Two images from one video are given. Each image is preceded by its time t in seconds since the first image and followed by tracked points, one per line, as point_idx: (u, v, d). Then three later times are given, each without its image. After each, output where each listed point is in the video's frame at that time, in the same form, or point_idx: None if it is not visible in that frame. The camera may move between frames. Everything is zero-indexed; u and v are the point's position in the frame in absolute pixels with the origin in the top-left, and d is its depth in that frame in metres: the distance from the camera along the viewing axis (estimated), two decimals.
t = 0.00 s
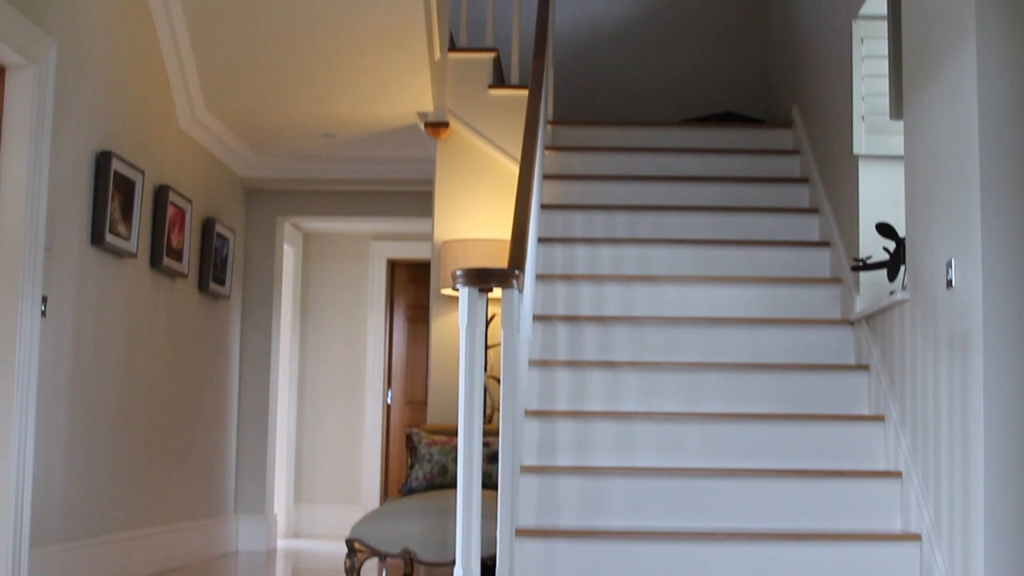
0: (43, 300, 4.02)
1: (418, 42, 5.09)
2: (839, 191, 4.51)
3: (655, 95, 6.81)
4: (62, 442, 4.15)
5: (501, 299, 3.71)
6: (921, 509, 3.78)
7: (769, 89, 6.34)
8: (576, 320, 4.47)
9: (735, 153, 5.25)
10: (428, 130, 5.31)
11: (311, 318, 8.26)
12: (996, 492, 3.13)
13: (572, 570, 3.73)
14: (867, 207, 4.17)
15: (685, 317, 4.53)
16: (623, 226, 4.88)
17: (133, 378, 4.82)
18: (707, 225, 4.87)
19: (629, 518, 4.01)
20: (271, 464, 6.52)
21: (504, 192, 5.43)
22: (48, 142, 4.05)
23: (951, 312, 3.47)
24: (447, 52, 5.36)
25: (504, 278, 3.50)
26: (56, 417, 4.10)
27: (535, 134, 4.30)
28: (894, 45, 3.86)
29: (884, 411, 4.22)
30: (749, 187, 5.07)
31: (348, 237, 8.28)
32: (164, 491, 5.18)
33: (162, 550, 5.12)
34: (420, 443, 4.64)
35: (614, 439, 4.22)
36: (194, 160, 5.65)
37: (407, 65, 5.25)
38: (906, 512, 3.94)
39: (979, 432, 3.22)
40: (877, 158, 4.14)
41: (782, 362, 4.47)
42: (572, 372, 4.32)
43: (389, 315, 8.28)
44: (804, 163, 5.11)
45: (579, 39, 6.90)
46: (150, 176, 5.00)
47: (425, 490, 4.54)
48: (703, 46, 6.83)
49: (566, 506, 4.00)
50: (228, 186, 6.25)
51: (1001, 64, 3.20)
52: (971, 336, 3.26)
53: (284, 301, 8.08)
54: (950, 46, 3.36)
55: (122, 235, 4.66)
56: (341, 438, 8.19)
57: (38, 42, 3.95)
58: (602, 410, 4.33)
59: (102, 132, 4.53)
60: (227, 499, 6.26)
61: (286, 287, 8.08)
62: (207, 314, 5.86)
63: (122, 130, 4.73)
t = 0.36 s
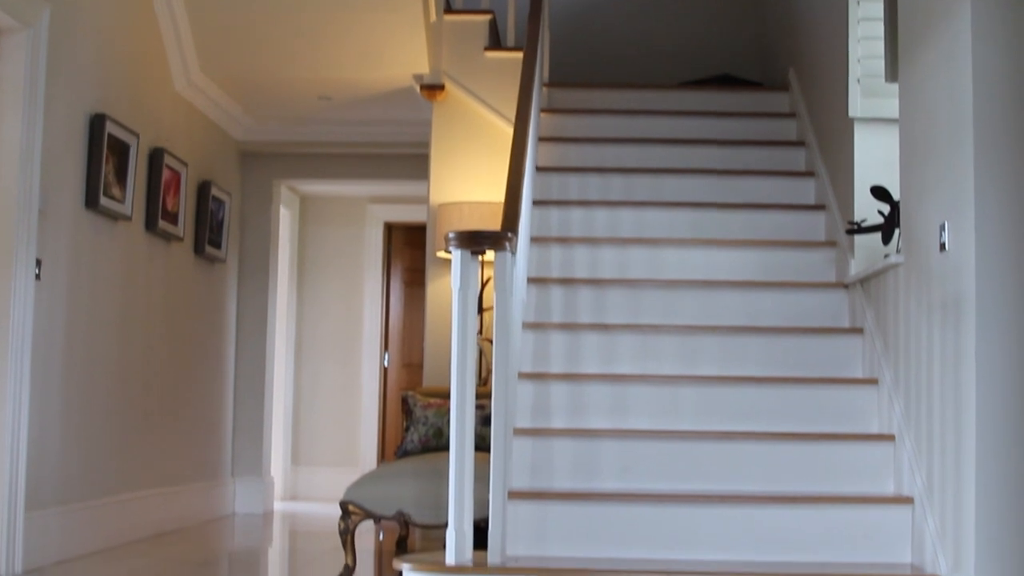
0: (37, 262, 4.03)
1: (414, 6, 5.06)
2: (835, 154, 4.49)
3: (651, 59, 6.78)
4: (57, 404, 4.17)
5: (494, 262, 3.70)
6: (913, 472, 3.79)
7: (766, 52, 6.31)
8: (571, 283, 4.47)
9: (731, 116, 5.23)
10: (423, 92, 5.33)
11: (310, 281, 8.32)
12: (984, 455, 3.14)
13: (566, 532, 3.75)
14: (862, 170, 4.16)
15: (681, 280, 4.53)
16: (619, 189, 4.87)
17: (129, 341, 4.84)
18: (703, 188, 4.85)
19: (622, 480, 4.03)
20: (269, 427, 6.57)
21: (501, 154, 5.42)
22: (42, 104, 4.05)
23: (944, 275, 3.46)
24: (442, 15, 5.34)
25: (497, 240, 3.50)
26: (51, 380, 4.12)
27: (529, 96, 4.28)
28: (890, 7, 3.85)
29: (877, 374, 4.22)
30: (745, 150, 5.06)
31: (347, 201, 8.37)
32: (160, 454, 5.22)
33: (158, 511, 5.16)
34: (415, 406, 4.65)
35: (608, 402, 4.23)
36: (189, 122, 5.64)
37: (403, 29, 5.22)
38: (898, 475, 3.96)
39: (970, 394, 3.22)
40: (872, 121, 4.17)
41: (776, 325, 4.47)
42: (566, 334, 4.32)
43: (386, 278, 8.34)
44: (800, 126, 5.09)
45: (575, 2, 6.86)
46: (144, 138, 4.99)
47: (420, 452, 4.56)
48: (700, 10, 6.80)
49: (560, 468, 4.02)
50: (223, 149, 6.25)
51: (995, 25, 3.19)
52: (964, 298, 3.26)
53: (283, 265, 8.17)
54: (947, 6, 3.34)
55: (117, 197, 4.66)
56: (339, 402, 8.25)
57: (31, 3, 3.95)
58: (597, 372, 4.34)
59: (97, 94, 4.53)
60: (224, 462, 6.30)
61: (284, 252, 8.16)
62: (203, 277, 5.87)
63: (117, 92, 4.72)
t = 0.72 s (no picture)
0: (31, 227, 4.04)
1: None
2: (831, 117, 4.46)
3: (648, 22, 6.75)
4: (51, 369, 4.19)
5: (486, 227, 3.69)
6: (905, 437, 3.80)
7: (762, 14, 6.26)
8: (564, 248, 4.47)
9: (726, 81, 5.21)
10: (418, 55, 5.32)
11: (305, 247, 8.39)
12: (971, 421, 3.14)
13: (558, 496, 3.77)
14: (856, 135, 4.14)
15: (674, 245, 4.53)
16: (613, 153, 4.86)
17: (123, 305, 4.86)
18: (698, 153, 4.84)
19: (615, 444, 4.04)
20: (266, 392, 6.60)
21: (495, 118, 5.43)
22: (35, 68, 4.04)
23: (937, 241, 3.45)
24: None
25: (489, 205, 3.48)
26: (45, 344, 4.14)
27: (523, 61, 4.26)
28: None
29: (870, 340, 4.22)
30: (740, 115, 5.04)
31: (341, 165, 8.40)
32: (156, 418, 5.25)
33: (154, 475, 5.21)
34: (410, 371, 4.67)
35: (601, 367, 4.24)
36: (184, 86, 5.63)
37: None
38: (891, 440, 3.96)
39: (960, 360, 3.21)
40: (868, 86, 4.15)
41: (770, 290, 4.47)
42: (560, 299, 4.33)
43: (382, 244, 8.39)
44: (796, 90, 5.06)
45: None
46: (138, 103, 4.97)
47: (415, 417, 4.58)
48: None
49: (552, 433, 4.03)
50: (218, 112, 6.23)
51: None
52: (956, 264, 3.25)
53: (278, 233, 8.23)
54: None
55: (111, 162, 4.66)
56: (335, 367, 8.35)
57: None
58: (590, 337, 4.35)
59: (90, 58, 4.51)
60: (220, 427, 6.34)
61: (279, 220, 8.21)
62: (199, 241, 5.88)
63: (110, 55, 4.70)
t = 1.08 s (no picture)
0: (24, 199, 4.04)
1: None
2: (827, 88, 4.45)
3: None
4: (46, 341, 4.21)
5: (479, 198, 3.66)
6: (898, 408, 3.80)
7: None
8: (559, 220, 4.46)
9: (723, 52, 5.19)
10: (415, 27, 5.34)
11: (302, 221, 8.42)
12: (962, 392, 3.14)
13: (551, 466, 3.78)
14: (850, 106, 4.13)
15: (669, 216, 4.52)
16: (608, 124, 4.85)
17: (119, 277, 4.87)
18: (693, 124, 4.83)
19: (608, 416, 4.05)
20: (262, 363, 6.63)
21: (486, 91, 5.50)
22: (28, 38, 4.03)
23: (930, 212, 3.44)
24: None
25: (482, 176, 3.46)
26: (39, 315, 4.15)
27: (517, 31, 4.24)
28: None
29: (865, 311, 4.22)
30: (737, 86, 5.02)
31: (338, 136, 8.43)
32: (151, 390, 5.27)
33: (150, 447, 5.24)
34: (405, 342, 4.69)
35: (595, 338, 4.24)
36: (179, 57, 5.61)
37: None
38: (884, 412, 3.97)
39: (953, 331, 3.21)
40: (863, 58, 4.13)
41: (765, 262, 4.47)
42: (554, 271, 4.33)
43: (379, 216, 8.42)
44: (792, 61, 5.04)
45: None
46: (132, 74, 4.96)
47: (410, 387, 4.60)
48: None
49: (546, 404, 4.05)
50: (214, 84, 6.22)
51: None
52: (949, 235, 3.23)
53: (273, 208, 8.27)
54: None
55: (106, 134, 4.65)
56: (332, 340, 8.39)
57: None
58: (584, 308, 4.35)
59: (83, 28, 4.50)
60: (216, 399, 6.37)
61: (275, 195, 8.27)
62: (195, 213, 5.88)
63: (104, 26, 4.69)
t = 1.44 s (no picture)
0: (18, 169, 4.03)
1: None
2: (823, 57, 4.43)
3: None
4: (41, 311, 4.22)
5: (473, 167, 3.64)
6: (892, 378, 3.81)
7: None
8: (554, 189, 4.46)
9: (720, 20, 5.17)
10: None
11: (300, 189, 8.42)
12: (956, 362, 3.15)
13: (544, 436, 3.80)
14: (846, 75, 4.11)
15: (664, 185, 4.52)
16: (604, 93, 4.85)
17: (114, 248, 4.87)
18: (690, 93, 4.82)
19: (603, 385, 4.06)
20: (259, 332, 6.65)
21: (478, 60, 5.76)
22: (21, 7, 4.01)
23: (924, 181, 3.43)
24: None
25: (476, 144, 3.45)
26: (34, 285, 4.16)
27: None
28: None
29: (860, 281, 4.22)
30: (733, 55, 5.01)
31: (335, 104, 8.42)
32: (147, 359, 5.29)
33: (146, 416, 5.26)
34: (400, 312, 4.70)
35: (590, 307, 4.25)
36: (174, 25, 5.59)
37: None
38: (877, 381, 3.98)
39: (946, 302, 3.20)
40: (859, 26, 4.12)
41: (761, 231, 4.46)
42: (549, 240, 4.33)
43: (376, 186, 8.52)
44: (789, 30, 5.02)
45: None
46: (126, 43, 4.95)
47: (406, 357, 4.61)
48: None
49: (540, 374, 4.06)
50: (209, 53, 6.20)
51: None
52: (944, 205, 3.23)
53: (269, 179, 8.26)
54: None
55: (100, 103, 4.64)
56: (330, 309, 8.41)
57: None
58: (579, 277, 4.35)
59: None
60: (213, 368, 6.39)
61: (271, 167, 8.26)
62: (191, 182, 5.88)
63: None
